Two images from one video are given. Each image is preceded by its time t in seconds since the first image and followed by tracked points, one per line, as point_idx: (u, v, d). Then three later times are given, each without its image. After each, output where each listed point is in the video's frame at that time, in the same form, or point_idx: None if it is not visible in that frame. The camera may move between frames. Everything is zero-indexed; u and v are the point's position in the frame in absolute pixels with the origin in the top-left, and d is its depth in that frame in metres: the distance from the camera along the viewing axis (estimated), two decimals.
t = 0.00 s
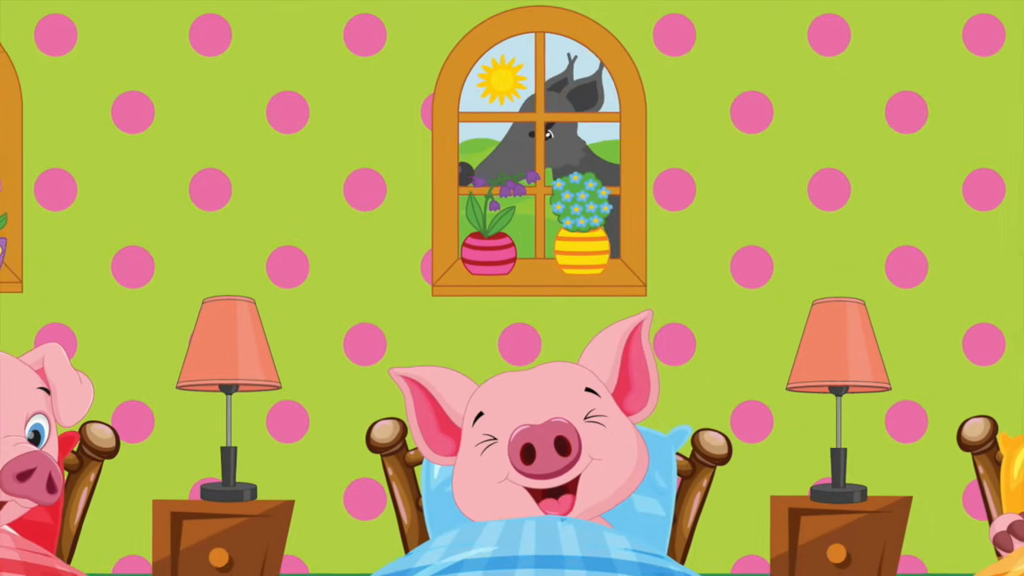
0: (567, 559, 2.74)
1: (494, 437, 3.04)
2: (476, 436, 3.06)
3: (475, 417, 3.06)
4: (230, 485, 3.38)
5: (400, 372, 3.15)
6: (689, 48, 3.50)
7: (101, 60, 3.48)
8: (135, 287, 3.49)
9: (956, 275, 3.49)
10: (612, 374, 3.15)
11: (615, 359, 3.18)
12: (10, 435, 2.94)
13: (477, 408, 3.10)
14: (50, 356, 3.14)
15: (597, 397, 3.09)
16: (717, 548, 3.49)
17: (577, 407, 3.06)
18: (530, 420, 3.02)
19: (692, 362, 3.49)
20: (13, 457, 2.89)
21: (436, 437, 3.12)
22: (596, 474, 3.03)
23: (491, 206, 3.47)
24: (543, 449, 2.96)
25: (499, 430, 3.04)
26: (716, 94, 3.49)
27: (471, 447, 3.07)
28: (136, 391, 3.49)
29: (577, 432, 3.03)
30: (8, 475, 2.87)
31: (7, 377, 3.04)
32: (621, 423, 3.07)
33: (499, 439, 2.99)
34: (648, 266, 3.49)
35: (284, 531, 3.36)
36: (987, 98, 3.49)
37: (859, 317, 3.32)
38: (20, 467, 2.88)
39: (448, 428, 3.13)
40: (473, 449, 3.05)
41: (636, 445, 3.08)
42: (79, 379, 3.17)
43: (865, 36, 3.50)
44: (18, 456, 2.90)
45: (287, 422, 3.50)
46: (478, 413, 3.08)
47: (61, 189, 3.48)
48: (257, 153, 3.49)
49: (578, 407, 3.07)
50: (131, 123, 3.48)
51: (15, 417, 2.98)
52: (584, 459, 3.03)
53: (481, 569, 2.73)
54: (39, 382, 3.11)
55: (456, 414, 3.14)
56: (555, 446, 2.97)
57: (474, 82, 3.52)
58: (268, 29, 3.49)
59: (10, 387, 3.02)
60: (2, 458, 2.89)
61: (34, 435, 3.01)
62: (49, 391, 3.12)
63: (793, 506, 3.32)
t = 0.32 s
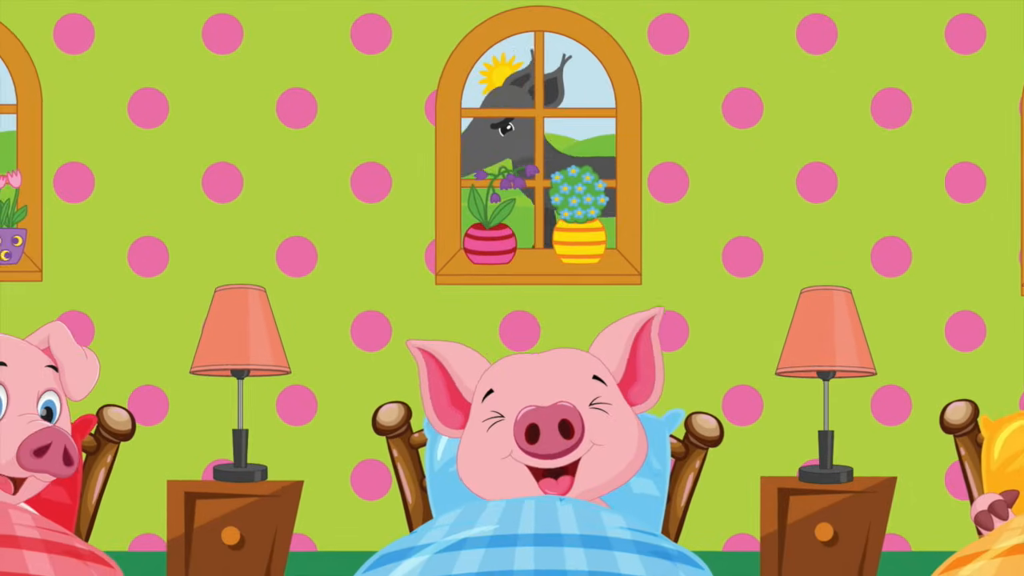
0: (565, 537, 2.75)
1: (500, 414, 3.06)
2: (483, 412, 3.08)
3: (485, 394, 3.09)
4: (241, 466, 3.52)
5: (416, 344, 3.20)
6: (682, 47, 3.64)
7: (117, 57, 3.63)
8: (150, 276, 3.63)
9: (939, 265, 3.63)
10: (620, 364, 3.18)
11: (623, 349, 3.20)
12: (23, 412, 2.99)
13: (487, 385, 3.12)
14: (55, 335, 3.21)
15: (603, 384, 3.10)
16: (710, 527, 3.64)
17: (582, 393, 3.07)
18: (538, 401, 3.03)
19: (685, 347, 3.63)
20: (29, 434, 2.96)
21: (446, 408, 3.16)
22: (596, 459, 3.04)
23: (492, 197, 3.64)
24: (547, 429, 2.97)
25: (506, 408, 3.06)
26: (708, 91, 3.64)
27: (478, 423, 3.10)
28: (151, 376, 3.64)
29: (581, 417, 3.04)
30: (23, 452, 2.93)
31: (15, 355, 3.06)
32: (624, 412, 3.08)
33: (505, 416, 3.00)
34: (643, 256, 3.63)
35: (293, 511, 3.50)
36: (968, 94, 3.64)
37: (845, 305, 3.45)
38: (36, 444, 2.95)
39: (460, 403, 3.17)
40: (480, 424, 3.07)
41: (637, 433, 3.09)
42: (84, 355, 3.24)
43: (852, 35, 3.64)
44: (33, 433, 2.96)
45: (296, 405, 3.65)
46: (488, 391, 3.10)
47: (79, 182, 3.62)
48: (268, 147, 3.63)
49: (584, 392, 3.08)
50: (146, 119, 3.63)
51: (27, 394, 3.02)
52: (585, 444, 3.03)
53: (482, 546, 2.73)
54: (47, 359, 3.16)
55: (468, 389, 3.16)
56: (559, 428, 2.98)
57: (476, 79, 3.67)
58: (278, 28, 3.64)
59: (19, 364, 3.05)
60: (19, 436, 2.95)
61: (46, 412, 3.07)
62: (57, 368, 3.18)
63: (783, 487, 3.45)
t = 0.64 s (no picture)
0: (563, 514, 2.86)
1: (514, 389, 3.16)
2: (498, 383, 3.18)
3: (503, 366, 3.19)
4: (253, 446, 3.67)
5: (444, 307, 3.31)
6: (675, 45, 3.80)
7: (134, 55, 3.80)
8: (166, 264, 3.80)
9: (920, 254, 3.79)
10: (635, 359, 3.28)
11: (640, 345, 3.30)
12: (30, 388, 3.09)
13: (506, 358, 3.23)
14: (48, 311, 3.31)
15: (614, 377, 3.20)
16: (702, 504, 3.81)
17: (594, 381, 3.16)
18: (552, 381, 3.12)
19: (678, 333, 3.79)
20: (40, 408, 3.06)
21: (463, 374, 3.27)
22: (597, 446, 3.14)
23: (494, 189, 3.81)
24: (556, 409, 3.05)
25: (520, 383, 3.16)
26: (700, 87, 3.80)
27: (492, 392, 3.20)
28: (167, 360, 3.80)
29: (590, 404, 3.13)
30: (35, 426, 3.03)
31: (14, 336, 3.15)
32: (632, 406, 3.17)
33: (518, 389, 3.10)
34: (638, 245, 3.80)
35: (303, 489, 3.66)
36: (949, 90, 3.80)
37: (832, 291, 3.60)
38: (45, 416, 3.04)
39: (477, 368, 3.28)
40: (493, 394, 3.18)
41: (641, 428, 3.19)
42: (79, 324, 3.31)
43: (838, 33, 3.81)
44: (42, 407, 3.05)
45: (305, 387, 3.81)
46: (506, 363, 3.20)
47: (98, 174, 3.79)
48: (279, 141, 3.80)
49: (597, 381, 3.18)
50: (162, 114, 3.79)
51: (30, 371, 3.12)
52: (589, 430, 3.13)
53: (484, 523, 2.84)
54: (46, 335, 3.26)
55: (487, 360, 3.26)
56: (567, 411, 3.06)
57: (478, 76, 3.84)
58: (289, 27, 3.80)
59: (19, 345, 3.15)
60: (32, 411, 3.05)
61: (52, 385, 3.17)
62: (56, 342, 3.27)
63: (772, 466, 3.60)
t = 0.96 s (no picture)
0: (562, 490, 2.78)
1: (529, 364, 3.11)
2: (514, 357, 3.13)
3: (522, 341, 3.15)
4: (265, 426, 3.84)
5: (477, 277, 3.32)
6: (668, 44, 3.98)
7: (151, 53, 3.98)
8: (181, 253, 3.98)
9: (902, 243, 3.98)
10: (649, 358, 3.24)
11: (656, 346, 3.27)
12: (39, 366, 3.07)
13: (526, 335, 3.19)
14: (40, 291, 3.26)
15: (625, 370, 3.13)
16: (694, 481, 4.00)
17: (604, 371, 3.10)
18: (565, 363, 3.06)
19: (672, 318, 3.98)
20: (52, 382, 3.05)
21: (484, 342, 3.27)
22: (597, 434, 3.07)
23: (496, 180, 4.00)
24: (565, 391, 2.99)
25: (536, 360, 3.11)
26: (692, 84, 3.98)
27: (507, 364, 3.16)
28: (183, 344, 3.98)
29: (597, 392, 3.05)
30: (52, 401, 3.03)
31: (13, 322, 3.10)
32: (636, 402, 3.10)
33: (531, 364, 3.05)
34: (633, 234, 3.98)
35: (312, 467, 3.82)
36: (929, 86, 3.98)
37: (817, 279, 3.77)
38: (58, 389, 3.05)
39: (499, 340, 3.28)
40: (508, 366, 3.13)
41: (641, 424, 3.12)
42: (70, 297, 3.28)
43: (823, 32, 3.99)
44: (54, 380, 3.05)
45: (314, 370, 3.99)
46: (526, 339, 3.16)
47: (117, 167, 3.97)
48: (289, 134, 3.98)
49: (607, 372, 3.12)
50: (178, 109, 3.97)
51: (34, 350, 3.09)
52: (592, 417, 3.06)
53: (485, 499, 2.76)
54: (42, 315, 3.21)
55: (509, 332, 3.25)
56: (575, 395, 3.00)
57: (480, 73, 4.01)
58: (299, 26, 3.98)
59: (19, 329, 3.10)
60: (43, 387, 3.03)
61: (58, 360, 3.14)
62: (53, 319, 3.23)
63: (761, 445, 3.75)
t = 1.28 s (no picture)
0: (560, 467, 2.39)
1: (539, 344, 2.66)
2: (525, 334, 2.69)
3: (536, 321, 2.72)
4: (277, 406, 4.01)
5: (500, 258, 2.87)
6: (661, 42, 4.18)
7: (169, 51, 4.17)
8: (197, 241, 4.17)
9: (884, 232, 4.17)
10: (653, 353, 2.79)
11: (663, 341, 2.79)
12: (51, 348, 2.66)
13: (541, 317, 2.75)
14: (42, 277, 2.85)
15: (629, 363, 2.69)
16: (687, 459, 4.19)
17: (610, 359, 2.65)
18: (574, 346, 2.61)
19: (665, 303, 4.17)
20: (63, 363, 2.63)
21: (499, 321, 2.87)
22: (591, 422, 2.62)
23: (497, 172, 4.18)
24: (571, 373, 2.54)
25: (547, 340, 2.65)
26: (684, 80, 4.18)
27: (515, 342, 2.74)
28: (199, 328, 4.18)
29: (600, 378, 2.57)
30: (65, 382, 2.63)
31: (17, 308, 2.68)
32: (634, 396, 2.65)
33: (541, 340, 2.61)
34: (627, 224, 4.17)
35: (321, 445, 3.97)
36: (910, 82, 4.17)
37: (802, 265, 3.95)
38: (69, 367, 2.63)
39: (516, 319, 2.88)
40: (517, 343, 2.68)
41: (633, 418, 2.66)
42: (69, 278, 2.88)
43: (809, 31, 4.18)
44: (66, 360, 2.64)
45: (324, 353, 4.19)
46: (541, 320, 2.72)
47: (136, 159, 4.17)
48: (300, 129, 4.17)
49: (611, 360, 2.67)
50: (194, 104, 4.17)
51: (43, 333, 2.68)
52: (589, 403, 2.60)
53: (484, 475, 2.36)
54: (46, 299, 2.81)
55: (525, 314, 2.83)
56: (580, 380, 2.54)
57: (482, 70, 4.21)
58: (309, 25, 4.18)
59: (27, 315, 2.69)
60: (57, 370, 2.63)
61: (68, 340, 2.73)
62: (57, 302, 2.83)
63: (751, 423, 3.92)
